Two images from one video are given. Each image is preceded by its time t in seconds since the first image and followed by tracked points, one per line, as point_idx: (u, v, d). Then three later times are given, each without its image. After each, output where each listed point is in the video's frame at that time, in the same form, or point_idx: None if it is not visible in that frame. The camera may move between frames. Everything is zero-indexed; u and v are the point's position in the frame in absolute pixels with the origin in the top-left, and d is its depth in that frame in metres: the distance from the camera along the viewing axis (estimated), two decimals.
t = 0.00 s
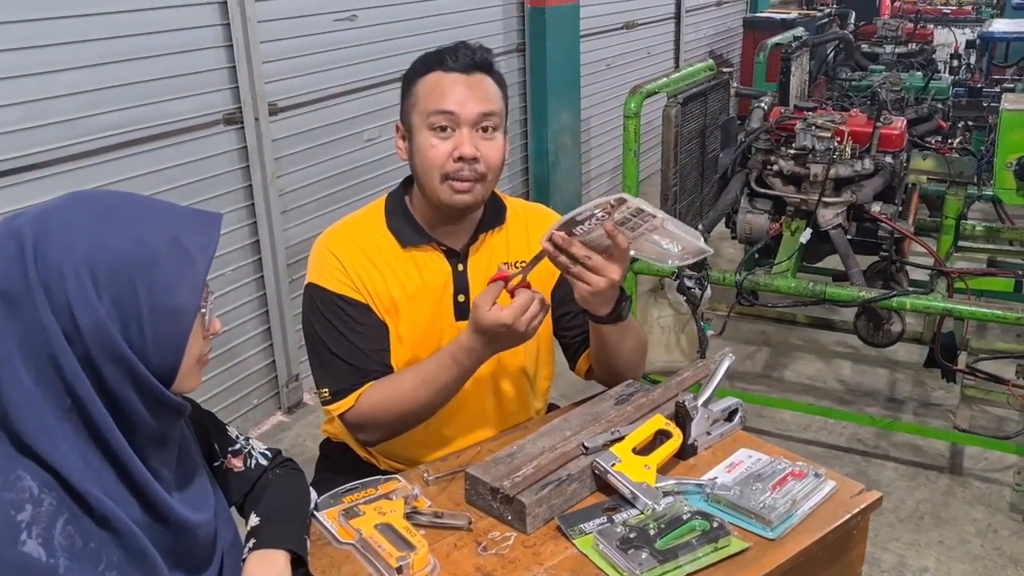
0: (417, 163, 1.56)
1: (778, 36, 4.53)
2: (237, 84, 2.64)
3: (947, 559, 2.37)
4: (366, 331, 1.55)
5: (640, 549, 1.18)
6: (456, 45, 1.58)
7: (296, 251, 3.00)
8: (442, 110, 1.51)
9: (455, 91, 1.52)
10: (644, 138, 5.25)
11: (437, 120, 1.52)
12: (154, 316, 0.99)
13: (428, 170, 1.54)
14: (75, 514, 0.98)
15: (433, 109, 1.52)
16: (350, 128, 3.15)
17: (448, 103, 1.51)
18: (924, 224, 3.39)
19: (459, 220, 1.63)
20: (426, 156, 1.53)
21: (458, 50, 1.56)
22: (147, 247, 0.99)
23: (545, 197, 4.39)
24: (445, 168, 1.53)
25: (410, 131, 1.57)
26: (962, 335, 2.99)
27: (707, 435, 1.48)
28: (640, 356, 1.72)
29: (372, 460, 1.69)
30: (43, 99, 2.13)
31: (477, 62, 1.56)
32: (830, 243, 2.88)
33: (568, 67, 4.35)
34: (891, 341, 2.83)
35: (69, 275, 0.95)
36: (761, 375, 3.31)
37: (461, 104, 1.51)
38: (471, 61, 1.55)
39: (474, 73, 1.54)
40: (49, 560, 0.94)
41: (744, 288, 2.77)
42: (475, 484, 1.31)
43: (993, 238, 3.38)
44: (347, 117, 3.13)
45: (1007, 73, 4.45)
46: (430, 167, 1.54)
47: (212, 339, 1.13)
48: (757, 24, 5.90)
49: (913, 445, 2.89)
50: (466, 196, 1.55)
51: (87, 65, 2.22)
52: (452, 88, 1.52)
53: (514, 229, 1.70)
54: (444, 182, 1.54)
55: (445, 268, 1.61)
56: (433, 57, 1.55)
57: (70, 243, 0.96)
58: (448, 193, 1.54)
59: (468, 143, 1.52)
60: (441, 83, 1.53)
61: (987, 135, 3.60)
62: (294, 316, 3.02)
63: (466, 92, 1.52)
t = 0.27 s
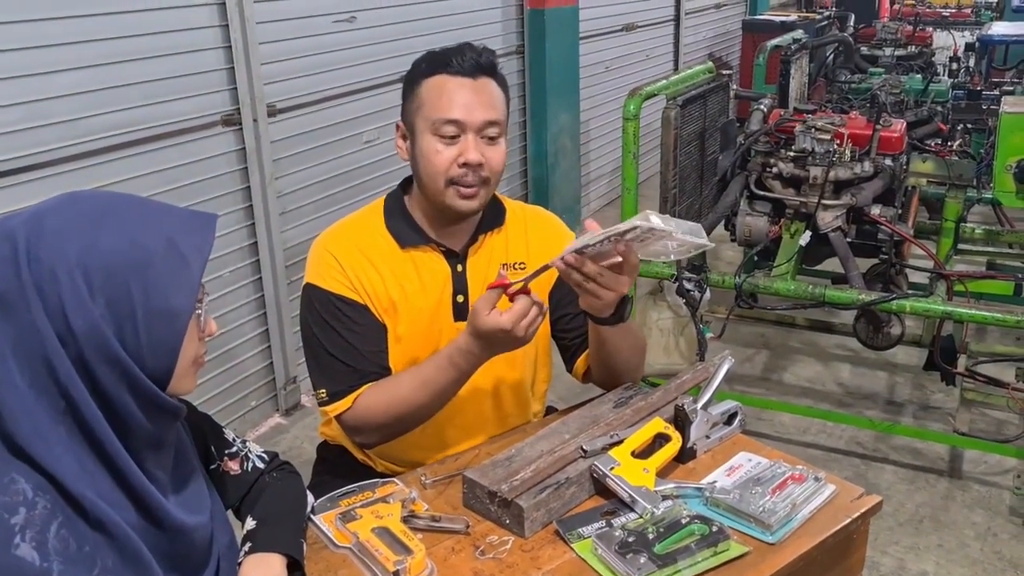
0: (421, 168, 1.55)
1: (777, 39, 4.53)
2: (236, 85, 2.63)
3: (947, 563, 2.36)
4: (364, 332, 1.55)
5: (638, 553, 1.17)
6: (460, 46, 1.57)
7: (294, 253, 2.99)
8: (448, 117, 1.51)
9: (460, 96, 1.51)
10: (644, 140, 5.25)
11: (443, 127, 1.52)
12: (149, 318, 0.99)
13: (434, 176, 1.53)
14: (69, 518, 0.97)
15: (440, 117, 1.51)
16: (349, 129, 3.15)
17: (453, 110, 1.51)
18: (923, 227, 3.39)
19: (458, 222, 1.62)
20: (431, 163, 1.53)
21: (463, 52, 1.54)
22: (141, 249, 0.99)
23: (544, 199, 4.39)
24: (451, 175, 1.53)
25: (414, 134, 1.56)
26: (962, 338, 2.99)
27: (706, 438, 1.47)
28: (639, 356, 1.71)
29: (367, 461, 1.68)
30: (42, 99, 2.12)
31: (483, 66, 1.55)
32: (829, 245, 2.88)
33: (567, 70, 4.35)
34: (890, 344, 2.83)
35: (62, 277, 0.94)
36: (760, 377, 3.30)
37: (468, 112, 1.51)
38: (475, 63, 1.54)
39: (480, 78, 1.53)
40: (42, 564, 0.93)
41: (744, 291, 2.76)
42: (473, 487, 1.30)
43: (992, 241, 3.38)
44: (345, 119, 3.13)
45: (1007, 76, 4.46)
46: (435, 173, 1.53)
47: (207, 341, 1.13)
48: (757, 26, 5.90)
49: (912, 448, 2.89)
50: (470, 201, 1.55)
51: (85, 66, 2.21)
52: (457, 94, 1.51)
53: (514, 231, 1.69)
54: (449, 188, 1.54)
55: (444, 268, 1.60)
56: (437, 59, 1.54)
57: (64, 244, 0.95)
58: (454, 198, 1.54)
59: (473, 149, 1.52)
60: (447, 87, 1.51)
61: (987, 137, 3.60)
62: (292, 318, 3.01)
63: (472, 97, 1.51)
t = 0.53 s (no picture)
0: (425, 175, 1.54)
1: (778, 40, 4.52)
2: (236, 86, 2.63)
3: (948, 566, 2.36)
4: (363, 332, 1.54)
5: (638, 558, 1.16)
6: (457, 48, 1.56)
7: (293, 254, 2.98)
8: (452, 124, 1.50)
9: (461, 101, 1.50)
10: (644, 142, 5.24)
11: (447, 134, 1.51)
12: (144, 320, 0.98)
13: (438, 183, 1.52)
14: (65, 521, 0.97)
15: (441, 125, 1.50)
16: (349, 130, 3.14)
17: (456, 116, 1.50)
18: (924, 229, 3.38)
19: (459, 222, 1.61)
20: (436, 170, 1.52)
21: (461, 54, 1.53)
22: (135, 250, 0.98)
23: (544, 200, 4.38)
24: (457, 181, 1.52)
25: (415, 141, 1.55)
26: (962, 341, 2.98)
27: (706, 441, 1.47)
28: (638, 362, 1.70)
29: (366, 464, 1.66)
30: (40, 99, 2.11)
31: (481, 69, 1.54)
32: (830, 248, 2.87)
33: (568, 71, 4.34)
34: (891, 346, 2.82)
35: (55, 280, 0.93)
36: (760, 380, 3.30)
37: (471, 117, 1.50)
38: (474, 66, 1.53)
39: (479, 81, 1.53)
40: (37, 568, 0.92)
41: (744, 293, 2.76)
42: (472, 491, 1.29)
43: (993, 243, 3.37)
44: (345, 120, 3.12)
45: (1008, 78, 4.45)
46: (440, 180, 1.52)
47: (203, 342, 1.12)
48: (757, 28, 5.89)
49: (913, 451, 2.88)
50: (476, 206, 1.55)
51: (85, 66, 2.20)
52: (458, 99, 1.50)
53: (515, 231, 1.69)
54: (455, 194, 1.53)
55: (443, 268, 1.59)
56: (436, 63, 1.53)
57: (57, 247, 0.94)
58: (460, 204, 1.54)
59: (478, 154, 1.51)
60: (447, 93, 1.50)
61: (988, 139, 3.60)
62: (292, 319, 3.01)
63: (472, 101, 1.51)
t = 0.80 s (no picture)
0: (424, 172, 1.53)
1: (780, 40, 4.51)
2: (235, 85, 2.62)
3: (950, 569, 2.35)
4: (363, 333, 1.53)
5: (640, 562, 1.15)
6: (455, 46, 1.55)
7: (293, 254, 2.97)
8: (451, 122, 1.49)
9: (460, 98, 1.49)
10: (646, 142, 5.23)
11: (447, 132, 1.50)
12: (136, 320, 0.97)
13: (438, 181, 1.51)
14: (61, 524, 0.96)
15: (439, 118, 1.49)
16: (349, 129, 3.13)
17: (455, 114, 1.49)
18: (927, 230, 3.37)
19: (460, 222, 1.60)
20: (437, 168, 1.51)
21: (460, 52, 1.52)
22: (125, 250, 0.97)
23: (545, 200, 4.37)
24: (456, 179, 1.51)
25: (414, 139, 1.54)
26: (965, 342, 2.97)
27: (708, 444, 1.45)
28: (639, 365, 1.69)
29: (367, 466, 1.66)
30: (38, 99, 2.10)
31: (480, 66, 1.53)
32: (833, 248, 2.86)
33: (569, 70, 4.33)
34: (893, 348, 2.81)
35: (43, 282, 0.92)
36: (762, 381, 3.28)
37: (470, 115, 1.49)
38: (473, 64, 1.52)
39: (479, 78, 1.52)
40: (33, 572, 0.90)
41: (746, 294, 2.75)
42: (472, 493, 1.28)
43: (996, 244, 3.36)
44: (345, 119, 3.11)
45: (1010, 78, 4.43)
46: (441, 179, 1.51)
47: (198, 341, 1.11)
48: (759, 27, 5.88)
49: (916, 453, 2.87)
50: (477, 204, 1.54)
51: (82, 65, 2.19)
52: (458, 97, 1.49)
53: (517, 231, 1.68)
54: (456, 193, 1.52)
55: (444, 268, 1.58)
56: (435, 61, 1.52)
57: (45, 248, 0.93)
58: (462, 203, 1.53)
59: (479, 152, 1.50)
60: (446, 90, 1.49)
61: (990, 140, 3.58)
62: (292, 320, 3.00)
63: (472, 99, 1.50)
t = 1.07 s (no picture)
0: (427, 174, 1.53)
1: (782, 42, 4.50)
2: (236, 86, 2.61)
3: (951, 572, 2.34)
4: (366, 334, 1.53)
5: (643, 565, 1.15)
6: (460, 48, 1.55)
7: (294, 254, 2.97)
8: (455, 124, 1.48)
9: (464, 100, 1.49)
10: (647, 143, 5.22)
11: (451, 134, 1.49)
12: (132, 324, 0.97)
13: (442, 183, 1.51)
14: (61, 528, 0.95)
15: (444, 119, 1.49)
16: (350, 130, 3.13)
17: (459, 116, 1.49)
18: (928, 233, 3.37)
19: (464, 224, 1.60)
20: (441, 170, 1.50)
21: (465, 54, 1.52)
22: (120, 253, 0.96)
23: (546, 201, 4.37)
24: (460, 181, 1.51)
25: (418, 140, 1.53)
26: (966, 345, 2.97)
27: (711, 447, 1.45)
28: (641, 367, 1.69)
29: (368, 468, 1.65)
30: (39, 99, 2.10)
31: (485, 68, 1.53)
32: (834, 251, 2.86)
33: (570, 71, 4.33)
34: (895, 350, 2.81)
35: (38, 287, 0.92)
36: (763, 383, 3.28)
37: (475, 117, 1.49)
38: (477, 65, 1.52)
39: (483, 80, 1.52)
40: None
41: (747, 295, 2.74)
42: (475, 496, 1.28)
43: (997, 247, 3.36)
44: (347, 119, 3.11)
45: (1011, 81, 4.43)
46: (445, 181, 1.51)
47: (197, 341, 1.11)
48: (761, 29, 5.88)
49: (917, 455, 2.87)
50: (481, 207, 1.54)
51: (84, 66, 2.19)
52: (462, 98, 1.49)
53: (520, 231, 1.68)
54: (460, 195, 1.52)
55: (448, 270, 1.58)
56: (439, 62, 1.52)
57: (40, 254, 0.93)
58: (466, 204, 1.52)
59: (483, 154, 1.50)
60: (451, 92, 1.49)
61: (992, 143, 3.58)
62: (292, 320, 2.99)
63: (476, 101, 1.49)
